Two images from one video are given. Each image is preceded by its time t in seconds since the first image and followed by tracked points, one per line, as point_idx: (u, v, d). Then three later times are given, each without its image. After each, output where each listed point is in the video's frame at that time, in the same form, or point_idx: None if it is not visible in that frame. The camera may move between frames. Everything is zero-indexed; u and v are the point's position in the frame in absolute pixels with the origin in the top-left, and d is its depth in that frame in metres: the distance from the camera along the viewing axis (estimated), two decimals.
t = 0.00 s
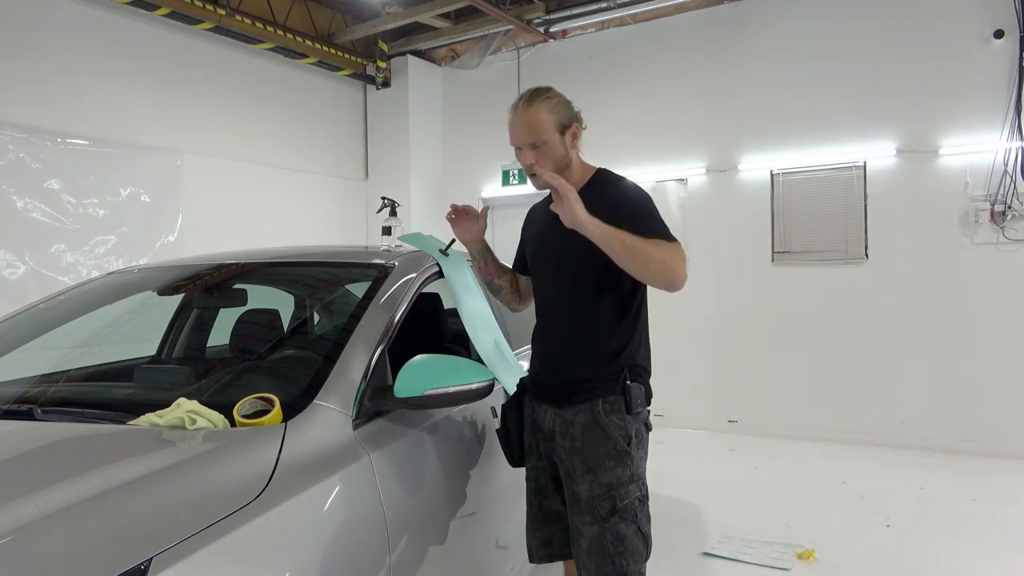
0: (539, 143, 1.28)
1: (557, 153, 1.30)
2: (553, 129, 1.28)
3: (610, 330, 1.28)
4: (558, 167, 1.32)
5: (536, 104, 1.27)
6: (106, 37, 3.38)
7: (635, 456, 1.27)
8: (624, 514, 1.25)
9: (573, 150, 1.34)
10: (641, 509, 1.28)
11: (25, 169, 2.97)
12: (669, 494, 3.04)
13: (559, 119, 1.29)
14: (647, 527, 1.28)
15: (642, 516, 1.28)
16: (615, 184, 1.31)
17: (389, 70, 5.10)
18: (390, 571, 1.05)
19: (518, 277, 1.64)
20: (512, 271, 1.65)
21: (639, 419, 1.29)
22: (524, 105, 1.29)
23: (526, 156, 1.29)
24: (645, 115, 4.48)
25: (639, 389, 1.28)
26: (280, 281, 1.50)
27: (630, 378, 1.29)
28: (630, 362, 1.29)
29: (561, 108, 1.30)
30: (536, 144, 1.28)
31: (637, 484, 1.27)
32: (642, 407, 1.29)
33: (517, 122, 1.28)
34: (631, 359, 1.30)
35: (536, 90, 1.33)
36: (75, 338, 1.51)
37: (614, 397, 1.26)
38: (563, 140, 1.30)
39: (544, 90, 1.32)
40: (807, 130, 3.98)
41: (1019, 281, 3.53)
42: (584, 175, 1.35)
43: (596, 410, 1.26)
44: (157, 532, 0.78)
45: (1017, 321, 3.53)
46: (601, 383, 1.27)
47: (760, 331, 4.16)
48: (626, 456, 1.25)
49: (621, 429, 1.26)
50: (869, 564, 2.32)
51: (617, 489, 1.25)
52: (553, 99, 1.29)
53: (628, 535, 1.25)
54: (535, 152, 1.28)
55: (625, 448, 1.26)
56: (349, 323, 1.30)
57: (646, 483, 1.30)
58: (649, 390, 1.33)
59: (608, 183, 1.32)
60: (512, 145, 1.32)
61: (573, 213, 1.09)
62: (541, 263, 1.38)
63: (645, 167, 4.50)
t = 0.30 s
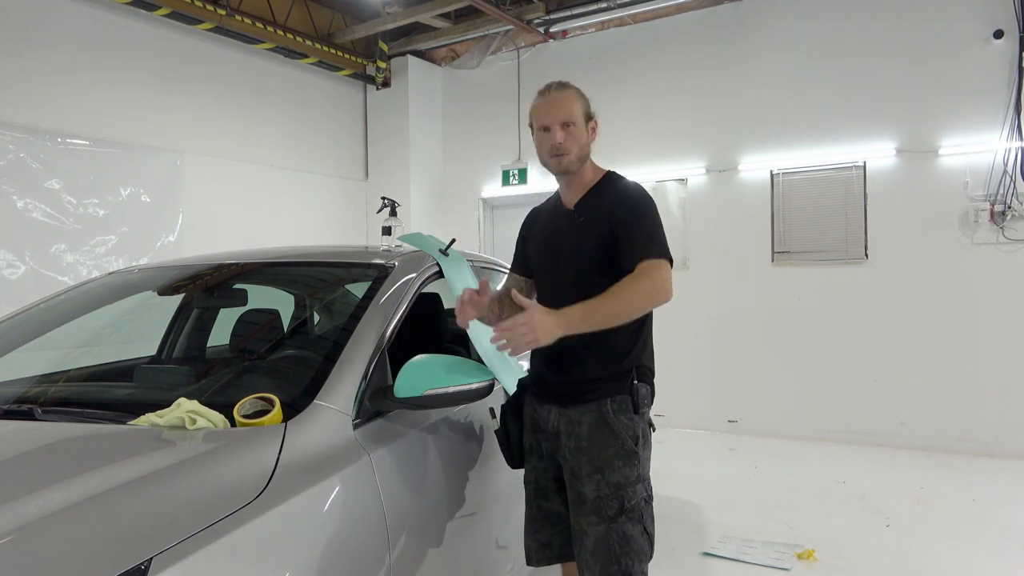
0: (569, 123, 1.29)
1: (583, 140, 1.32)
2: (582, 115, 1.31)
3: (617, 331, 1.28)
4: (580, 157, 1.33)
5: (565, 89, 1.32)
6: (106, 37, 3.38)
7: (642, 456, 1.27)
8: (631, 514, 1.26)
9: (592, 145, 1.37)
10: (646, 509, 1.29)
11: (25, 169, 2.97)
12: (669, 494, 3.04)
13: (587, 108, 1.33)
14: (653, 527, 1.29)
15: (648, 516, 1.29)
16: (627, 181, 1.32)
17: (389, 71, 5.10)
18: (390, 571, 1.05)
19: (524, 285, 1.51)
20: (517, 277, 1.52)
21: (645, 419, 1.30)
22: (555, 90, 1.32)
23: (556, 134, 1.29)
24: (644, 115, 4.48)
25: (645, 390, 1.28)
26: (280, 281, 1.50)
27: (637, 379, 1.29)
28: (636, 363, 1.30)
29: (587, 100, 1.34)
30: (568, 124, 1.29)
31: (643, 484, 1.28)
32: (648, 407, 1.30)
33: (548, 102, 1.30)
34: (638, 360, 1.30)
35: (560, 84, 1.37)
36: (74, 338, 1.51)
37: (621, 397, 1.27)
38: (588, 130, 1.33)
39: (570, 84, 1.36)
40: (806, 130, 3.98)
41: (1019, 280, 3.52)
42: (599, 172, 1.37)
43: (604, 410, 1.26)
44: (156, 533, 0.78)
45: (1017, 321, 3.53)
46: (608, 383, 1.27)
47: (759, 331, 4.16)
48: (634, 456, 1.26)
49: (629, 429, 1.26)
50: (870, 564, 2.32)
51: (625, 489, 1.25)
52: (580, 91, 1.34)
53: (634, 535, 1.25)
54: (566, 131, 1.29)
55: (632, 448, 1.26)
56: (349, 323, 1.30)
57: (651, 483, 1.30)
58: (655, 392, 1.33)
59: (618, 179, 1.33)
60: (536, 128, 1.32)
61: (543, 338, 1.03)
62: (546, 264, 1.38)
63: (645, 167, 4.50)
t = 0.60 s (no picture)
0: (582, 115, 1.31)
1: (593, 135, 1.33)
2: (594, 111, 1.34)
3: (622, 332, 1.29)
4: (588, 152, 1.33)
5: (580, 83, 1.34)
6: (106, 37, 3.38)
7: (647, 457, 1.28)
8: (637, 514, 1.26)
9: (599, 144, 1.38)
10: (650, 510, 1.29)
11: (25, 169, 2.97)
12: (669, 494, 3.04)
13: (599, 105, 1.35)
14: (656, 527, 1.30)
15: (651, 516, 1.30)
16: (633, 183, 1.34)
17: (389, 71, 5.10)
18: (390, 572, 1.05)
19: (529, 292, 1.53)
20: (522, 285, 1.54)
21: (649, 420, 1.31)
22: (570, 83, 1.34)
23: (568, 123, 1.30)
24: (644, 115, 4.48)
25: (650, 391, 1.29)
26: (280, 281, 1.50)
27: (642, 380, 1.30)
28: (641, 365, 1.30)
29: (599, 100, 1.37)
30: (581, 115, 1.31)
31: (649, 485, 1.29)
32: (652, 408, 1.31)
33: (563, 91, 1.32)
34: (642, 361, 1.31)
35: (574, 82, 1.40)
36: (74, 338, 1.51)
37: (627, 398, 1.27)
38: (598, 127, 1.35)
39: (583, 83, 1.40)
40: (806, 131, 3.98)
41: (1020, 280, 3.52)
42: (602, 172, 1.37)
43: (610, 411, 1.26)
44: (156, 533, 0.78)
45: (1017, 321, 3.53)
46: (614, 384, 1.27)
47: (759, 331, 4.16)
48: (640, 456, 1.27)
49: (635, 429, 1.27)
50: (870, 564, 2.32)
51: (632, 489, 1.26)
52: (593, 89, 1.37)
53: (640, 535, 1.26)
54: (578, 122, 1.30)
55: (638, 448, 1.27)
56: (349, 323, 1.30)
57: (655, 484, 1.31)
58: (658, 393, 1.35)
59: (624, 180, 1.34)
60: (548, 117, 1.33)
61: (604, 368, 1.13)
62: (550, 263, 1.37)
63: (645, 167, 4.50)
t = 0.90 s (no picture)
0: (601, 118, 1.31)
1: (609, 139, 1.33)
2: (613, 116, 1.34)
3: (626, 332, 1.29)
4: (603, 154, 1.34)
5: (601, 85, 1.34)
6: (106, 37, 3.38)
7: (649, 457, 1.29)
8: (640, 513, 1.27)
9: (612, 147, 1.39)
10: (652, 509, 1.30)
11: (25, 169, 2.97)
12: (670, 494, 3.04)
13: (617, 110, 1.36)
14: (659, 527, 1.30)
15: (654, 516, 1.30)
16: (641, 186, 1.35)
17: (389, 71, 5.10)
18: (389, 572, 1.05)
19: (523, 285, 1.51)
20: (517, 276, 1.52)
21: (652, 420, 1.31)
22: (591, 84, 1.33)
23: (588, 125, 1.29)
24: (644, 116, 4.48)
25: (653, 391, 1.29)
26: (280, 280, 1.50)
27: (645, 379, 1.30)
28: (644, 365, 1.30)
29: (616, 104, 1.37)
30: (600, 117, 1.31)
31: (651, 484, 1.29)
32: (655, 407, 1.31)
33: (585, 92, 1.31)
34: (646, 361, 1.31)
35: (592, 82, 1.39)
36: (74, 338, 1.50)
37: (630, 398, 1.27)
38: (614, 131, 1.35)
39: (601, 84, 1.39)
40: (805, 131, 3.98)
41: (1020, 280, 3.52)
42: (612, 176, 1.38)
43: (613, 411, 1.27)
44: (156, 533, 0.78)
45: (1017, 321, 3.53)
46: (616, 383, 1.28)
47: (759, 331, 4.16)
48: (642, 456, 1.27)
49: (639, 429, 1.27)
50: (870, 564, 2.32)
51: (635, 489, 1.26)
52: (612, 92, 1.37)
53: (642, 534, 1.26)
54: (597, 125, 1.30)
55: (641, 448, 1.27)
56: (349, 323, 1.30)
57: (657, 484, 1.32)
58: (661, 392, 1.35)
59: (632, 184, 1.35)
60: (568, 116, 1.32)
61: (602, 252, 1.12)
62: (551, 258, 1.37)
63: (645, 168, 4.51)
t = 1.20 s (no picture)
0: (601, 117, 1.31)
1: (610, 136, 1.33)
2: (613, 113, 1.33)
3: (627, 331, 1.29)
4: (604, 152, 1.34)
5: (602, 84, 1.33)
6: (106, 37, 3.38)
7: (650, 457, 1.28)
8: (641, 513, 1.26)
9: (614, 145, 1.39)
10: (653, 510, 1.30)
11: (25, 169, 2.96)
12: (670, 494, 3.04)
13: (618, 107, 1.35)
14: (659, 527, 1.30)
15: (654, 516, 1.30)
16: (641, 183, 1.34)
17: (389, 70, 5.10)
18: (389, 572, 1.04)
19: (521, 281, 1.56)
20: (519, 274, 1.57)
21: (653, 420, 1.31)
22: (592, 82, 1.33)
23: (586, 124, 1.29)
24: (644, 115, 4.48)
25: (654, 391, 1.30)
26: (280, 281, 1.50)
27: (646, 380, 1.30)
28: (646, 365, 1.31)
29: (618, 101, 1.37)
30: (600, 116, 1.31)
31: (652, 485, 1.29)
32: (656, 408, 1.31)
33: (585, 91, 1.31)
34: (647, 362, 1.31)
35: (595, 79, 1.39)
36: (74, 338, 1.50)
37: (631, 398, 1.27)
38: (615, 129, 1.35)
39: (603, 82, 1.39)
40: (805, 131, 3.98)
41: (1019, 280, 3.52)
42: (614, 174, 1.37)
43: (614, 411, 1.27)
44: (155, 533, 0.78)
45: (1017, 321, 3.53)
46: (617, 383, 1.28)
47: (759, 331, 4.16)
48: (643, 456, 1.27)
49: (640, 429, 1.27)
50: (871, 564, 2.32)
51: (635, 489, 1.26)
52: (613, 90, 1.36)
53: (643, 534, 1.26)
54: (596, 123, 1.30)
55: (642, 448, 1.27)
56: (349, 323, 1.30)
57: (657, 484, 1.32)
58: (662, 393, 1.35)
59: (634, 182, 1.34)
60: (568, 114, 1.32)
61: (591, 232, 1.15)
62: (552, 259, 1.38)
63: (645, 168, 4.51)
